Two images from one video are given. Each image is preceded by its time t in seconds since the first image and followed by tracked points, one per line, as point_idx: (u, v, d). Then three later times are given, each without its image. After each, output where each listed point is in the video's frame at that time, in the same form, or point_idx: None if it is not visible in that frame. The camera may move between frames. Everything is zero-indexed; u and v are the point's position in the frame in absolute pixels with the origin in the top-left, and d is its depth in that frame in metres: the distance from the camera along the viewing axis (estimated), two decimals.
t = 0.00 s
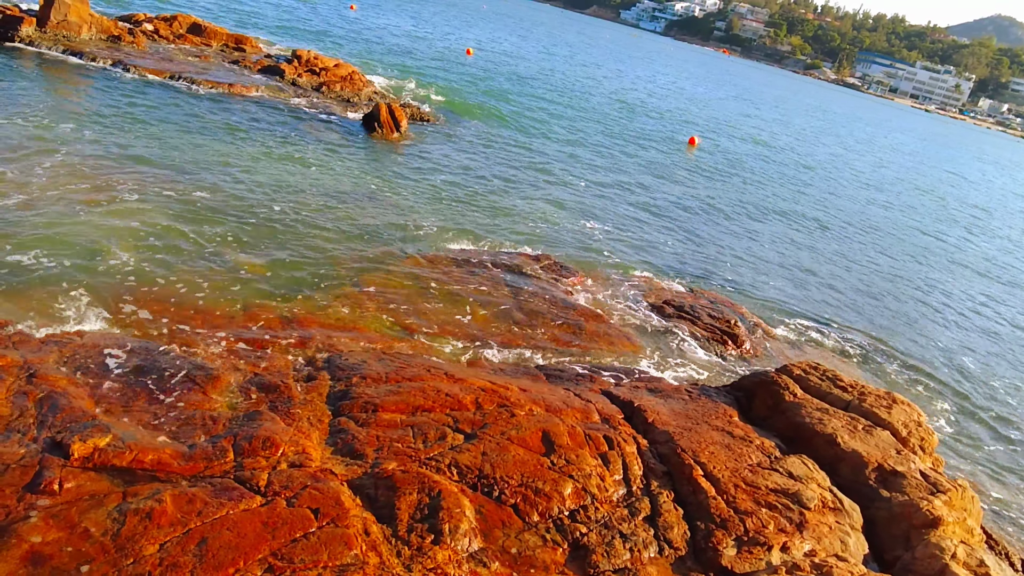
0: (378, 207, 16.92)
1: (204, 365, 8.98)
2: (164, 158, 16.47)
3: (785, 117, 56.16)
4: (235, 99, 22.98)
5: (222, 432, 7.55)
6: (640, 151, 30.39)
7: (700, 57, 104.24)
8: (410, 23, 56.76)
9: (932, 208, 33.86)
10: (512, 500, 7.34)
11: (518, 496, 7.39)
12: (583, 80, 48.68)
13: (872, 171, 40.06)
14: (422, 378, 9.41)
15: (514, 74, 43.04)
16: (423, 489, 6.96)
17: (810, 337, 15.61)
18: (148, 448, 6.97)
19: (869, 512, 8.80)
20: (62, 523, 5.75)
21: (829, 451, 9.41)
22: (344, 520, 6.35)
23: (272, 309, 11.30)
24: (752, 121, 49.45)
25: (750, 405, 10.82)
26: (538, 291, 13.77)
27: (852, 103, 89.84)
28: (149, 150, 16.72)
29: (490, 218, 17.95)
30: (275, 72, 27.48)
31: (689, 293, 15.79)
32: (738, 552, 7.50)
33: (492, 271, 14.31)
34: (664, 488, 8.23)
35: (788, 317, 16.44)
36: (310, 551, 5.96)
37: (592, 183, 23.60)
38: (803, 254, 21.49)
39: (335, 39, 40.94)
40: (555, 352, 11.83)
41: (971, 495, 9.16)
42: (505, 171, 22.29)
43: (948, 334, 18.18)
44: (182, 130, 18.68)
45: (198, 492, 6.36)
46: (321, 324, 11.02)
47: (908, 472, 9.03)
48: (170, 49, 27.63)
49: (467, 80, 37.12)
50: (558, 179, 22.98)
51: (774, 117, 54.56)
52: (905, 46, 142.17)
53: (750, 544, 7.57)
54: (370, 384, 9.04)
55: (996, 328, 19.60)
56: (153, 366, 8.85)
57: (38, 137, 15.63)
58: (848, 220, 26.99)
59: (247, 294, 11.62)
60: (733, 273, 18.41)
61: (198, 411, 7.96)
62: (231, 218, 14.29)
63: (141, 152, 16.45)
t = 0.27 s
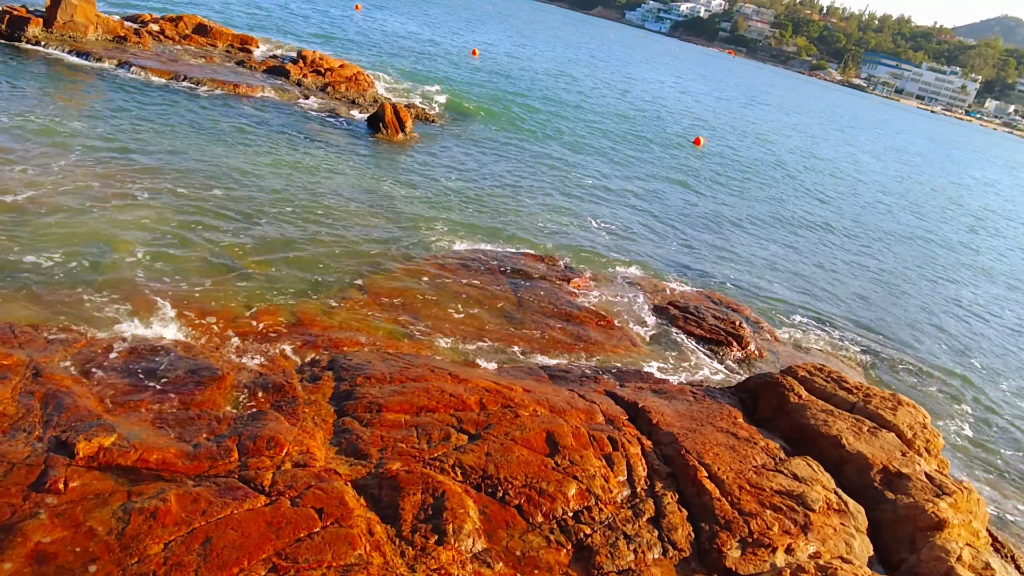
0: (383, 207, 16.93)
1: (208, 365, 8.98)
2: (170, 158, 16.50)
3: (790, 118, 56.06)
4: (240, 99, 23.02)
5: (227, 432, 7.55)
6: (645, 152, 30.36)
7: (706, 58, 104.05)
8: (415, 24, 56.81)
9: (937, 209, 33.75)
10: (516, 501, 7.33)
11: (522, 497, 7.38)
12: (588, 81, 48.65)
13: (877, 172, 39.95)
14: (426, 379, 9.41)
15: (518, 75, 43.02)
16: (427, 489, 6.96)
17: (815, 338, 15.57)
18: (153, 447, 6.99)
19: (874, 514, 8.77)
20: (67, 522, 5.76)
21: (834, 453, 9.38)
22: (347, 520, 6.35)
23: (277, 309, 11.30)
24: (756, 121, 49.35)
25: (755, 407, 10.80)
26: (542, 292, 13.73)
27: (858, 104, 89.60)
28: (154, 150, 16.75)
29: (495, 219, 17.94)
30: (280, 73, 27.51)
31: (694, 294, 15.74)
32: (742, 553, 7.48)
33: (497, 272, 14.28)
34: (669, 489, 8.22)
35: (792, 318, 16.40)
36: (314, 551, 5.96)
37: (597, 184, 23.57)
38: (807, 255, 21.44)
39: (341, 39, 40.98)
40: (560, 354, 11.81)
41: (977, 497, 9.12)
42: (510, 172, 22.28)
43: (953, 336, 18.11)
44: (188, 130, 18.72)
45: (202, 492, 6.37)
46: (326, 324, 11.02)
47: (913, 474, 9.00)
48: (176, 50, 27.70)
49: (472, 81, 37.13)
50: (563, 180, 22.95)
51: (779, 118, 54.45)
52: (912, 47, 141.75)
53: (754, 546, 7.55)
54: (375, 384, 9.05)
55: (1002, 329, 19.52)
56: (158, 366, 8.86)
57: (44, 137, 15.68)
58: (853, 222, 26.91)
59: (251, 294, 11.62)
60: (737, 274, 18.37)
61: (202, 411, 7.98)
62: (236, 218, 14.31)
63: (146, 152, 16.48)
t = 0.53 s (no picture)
0: (388, 208, 16.93)
1: (213, 364, 8.99)
2: (175, 158, 16.52)
3: (794, 119, 55.95)
4: (245, 100, 23.06)
5: (231, 432, 7.56)
6: (649, 153, 30.35)
7: (710, 59, 103.96)
8: (420, 24, 56.89)
9: (942, 210, 33.61)
10: (519, 501, 7.33)
11: (526, 497, 7.38)
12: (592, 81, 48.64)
13: (881, 173, 39.84)
14: (430, 379, 9.41)
15: (523, 75, 43.04)
16: (431, 489, 6.97)
17: (819, 339, 15.53)
18: (157, 446, 7.00)
19: (878, 515, 8.76)
20: (71, 521, 5.77)
21: (838, 454, 9.37)
22: (351, 520, 6.35)
23: (281, 309, 11.31)
24: (761, 122, 49.27)
25: (760, 408, 10.79)
26: (545, 292, 13.68)
27: (864, 105, 89.36)
28: (159, 150, 16.78)
29: (500, 219, 17.93)
30: (285, 73, 27.55)
31: (698, 295, 15.68)
32: (746, 555, 7.47)
33: (500, 272, 14.24)
34: (673, 490, 8.21)
35: (796, 319, 16.37)
36: (317, 550, 5.97)
37: (601, 184, 23.55)
38: (811, 256, 21.40)
39: (345, 40, 41.05)
40: (563, 356, 11.79)
41: (982, 499, 9.09)
42: (514, 173, 22.27)
43: (957, 338, 18.04)
44: (192, 130, 18.76)
45: (206, 491, 6.37)
46: (331, 325, 11.01)
47: (918, 476, 8.98)
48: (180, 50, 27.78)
49: (476, 81, 37.15)
50: (568, 180, 22.94)
51: (783, 118, 54.35)
52: (917, 48, 141.41)
53: (757, 547, 7.54)
54: (379, 384, 9.05)
55: (1006, 331, 19.45)
56: (162, 365, 8.87)
57: (50, 137, 15.73)
58: (858, 223, 26.84)
59: (255, 294, 11.62)
60: (741, 275, 18.34)
61: (206, 411, 7.99)
62: (240, 218, 14.32)
63: (151, 152, 16.51)
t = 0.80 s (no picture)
0: (391, 208, 16.94)
1: (216, 364, 9.00)
2: (178, 158, 16.55)
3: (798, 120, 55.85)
4: (248, 100, 23.10)
5: (234, 431, 7.57)
6: (653, 154, 30.33)
7: (714, 60, 103.84)
8: (424, 25, 56.95)
9: (946, 211, 33.50)
10: (522, 502, 7.33)
11: (529, 498, 7.38)
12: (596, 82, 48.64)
13: (885, 174, 39.74)
14: (433, 379, 9.41)
15: (526, 76, 43.05)
16: (433, 489, 6.96)
17: (822, 340, 15.51)
18: (160, 446, 7.01)
19: (881, 517, 8.74)
20: (74, 520, 5.78)
21: (841, 456, 9.36)
22: (354, 520, 6.36)
23: (285, 309, 11.31)
24: (764, 123, 49.20)
25: (763, 409, 10.78)
26: (548, 292, 13.62)
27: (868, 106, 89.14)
28: (163, 150, 16.81)
29: (503, 220, 17.93)
30: (289, 74, 27.59)
31: (701, 296, 15.65)
32: (749, 556, 7.45)
33: (503, 272, 14.21)
34: (676, 491, 8.20)
35: (798, 320, 16.35)
36: (320, 551, 5.97)
37: (605, 185, 23.53)
38: (814, 257, 21.35)
39: (349, 40, 41.09)
40: (565, 358, 11.77)
41: (985, 501, 9.07)
42: (518, 174, 22.26)
43: (960, 339, 17.98)
44: (196, 130, 18.79)
45: (209, 491, 6.38)
46: (334, 325, 11.01)
47: (921, 477, 8.96)
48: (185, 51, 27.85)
49: (480, 82, 37.17)
50: (571, 181, 22.94)
51: (787, 119, 54.26)
52: (921, 49, 141.07)
53: (761, 548, 7.52)
54: (382, 384, 9.06)
55: (1010, 332, 19.38)
56: (166, 365, 8.88)
57: (54, 137, 15.78)
58: (861, 224, 26.78)
59: (258, 294, 11.63)
60: (744, 276, 18.31)
61: (210, 411, 8.00)
62: (244, 218, 14.34)
63: (155, 152, 16.54)
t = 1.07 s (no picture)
0: (394, 208, 16.96)
1: (219, 364, 9.01)
2: (181, 158, 16.57)
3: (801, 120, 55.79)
4: (252, 100, 23.14)
5: (237, 431, 7.58)
6: (655, 154, 30.34)
7: (717, 60, 103.81)
8: (427, 25, 57.04)
9: (949, 212, 33.44)
10: (524, 502, 7.33)
11: (531, 498, 7.38)
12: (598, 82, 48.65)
13: (888, 175, 39.69)
14: (435, 380, 9.42)
15: (529, 76, 43.08)
16: (435, 490, 6.97)
17: (824, 341, 15.49)
18: (163, 445, 7.02)
19: (884, 518, 8.72)
20: (77, 520, 5.79)
21: (844, 457, 9.35)
22: (356, 520, 6.36)
23: (287, 309, 11.32)
24: (767, 123, 49.16)
25: (765, 410, 10.77)
26: (550, 292, 13.60)
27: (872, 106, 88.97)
28: (166, 150, 16.84)
29: (506, 220, 17.94)
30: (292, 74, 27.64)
31: (704, 296, 15.63)
32: (751, 557, 7.44)
33: (506, 272, 14.20)
34: (678, 492, 8.20)
35: (801, 320, 16.34)
36: (322, 551, 5.97)
37: (607, 185, 23.53)
38: (816, 258, 21.34)
39: (352, 41, 41.16)
40: (567, 359, 11.78)
41: (988, 503, 9.06)
42: (520, 174, 22.27)
43: (963, 340, 17.94)
44: (199, 130, 18.83)
45: (212, 491, 6.39)
46: (337, 325, 11.03)
47: (924, 479, 8.95)
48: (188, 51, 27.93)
49: (482, 82, 37.21)
50: (574, 181, 22.95)
51: (789, 120, 54.21)
52: (925, 49, 140.78)
53: (763, 549, 7.51)
54: (384, 384, 9.07)
55: (1013, 333, 19.35)
56: (168, 364, 8.89)
57: (58, 137, 15.81)
58: (864, 224, 26.76)
59: (261, 294, 11.64)
60: (747, 276, 18.30)
61: (213, 411, 8.01)
62: (246, 218, 14.36)
63: (158, 152, 16.57)
